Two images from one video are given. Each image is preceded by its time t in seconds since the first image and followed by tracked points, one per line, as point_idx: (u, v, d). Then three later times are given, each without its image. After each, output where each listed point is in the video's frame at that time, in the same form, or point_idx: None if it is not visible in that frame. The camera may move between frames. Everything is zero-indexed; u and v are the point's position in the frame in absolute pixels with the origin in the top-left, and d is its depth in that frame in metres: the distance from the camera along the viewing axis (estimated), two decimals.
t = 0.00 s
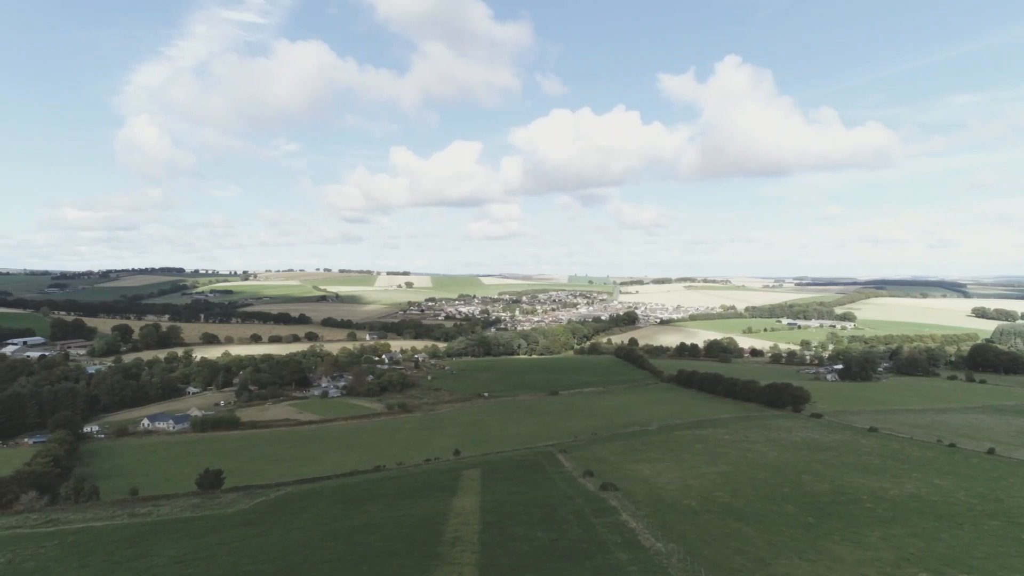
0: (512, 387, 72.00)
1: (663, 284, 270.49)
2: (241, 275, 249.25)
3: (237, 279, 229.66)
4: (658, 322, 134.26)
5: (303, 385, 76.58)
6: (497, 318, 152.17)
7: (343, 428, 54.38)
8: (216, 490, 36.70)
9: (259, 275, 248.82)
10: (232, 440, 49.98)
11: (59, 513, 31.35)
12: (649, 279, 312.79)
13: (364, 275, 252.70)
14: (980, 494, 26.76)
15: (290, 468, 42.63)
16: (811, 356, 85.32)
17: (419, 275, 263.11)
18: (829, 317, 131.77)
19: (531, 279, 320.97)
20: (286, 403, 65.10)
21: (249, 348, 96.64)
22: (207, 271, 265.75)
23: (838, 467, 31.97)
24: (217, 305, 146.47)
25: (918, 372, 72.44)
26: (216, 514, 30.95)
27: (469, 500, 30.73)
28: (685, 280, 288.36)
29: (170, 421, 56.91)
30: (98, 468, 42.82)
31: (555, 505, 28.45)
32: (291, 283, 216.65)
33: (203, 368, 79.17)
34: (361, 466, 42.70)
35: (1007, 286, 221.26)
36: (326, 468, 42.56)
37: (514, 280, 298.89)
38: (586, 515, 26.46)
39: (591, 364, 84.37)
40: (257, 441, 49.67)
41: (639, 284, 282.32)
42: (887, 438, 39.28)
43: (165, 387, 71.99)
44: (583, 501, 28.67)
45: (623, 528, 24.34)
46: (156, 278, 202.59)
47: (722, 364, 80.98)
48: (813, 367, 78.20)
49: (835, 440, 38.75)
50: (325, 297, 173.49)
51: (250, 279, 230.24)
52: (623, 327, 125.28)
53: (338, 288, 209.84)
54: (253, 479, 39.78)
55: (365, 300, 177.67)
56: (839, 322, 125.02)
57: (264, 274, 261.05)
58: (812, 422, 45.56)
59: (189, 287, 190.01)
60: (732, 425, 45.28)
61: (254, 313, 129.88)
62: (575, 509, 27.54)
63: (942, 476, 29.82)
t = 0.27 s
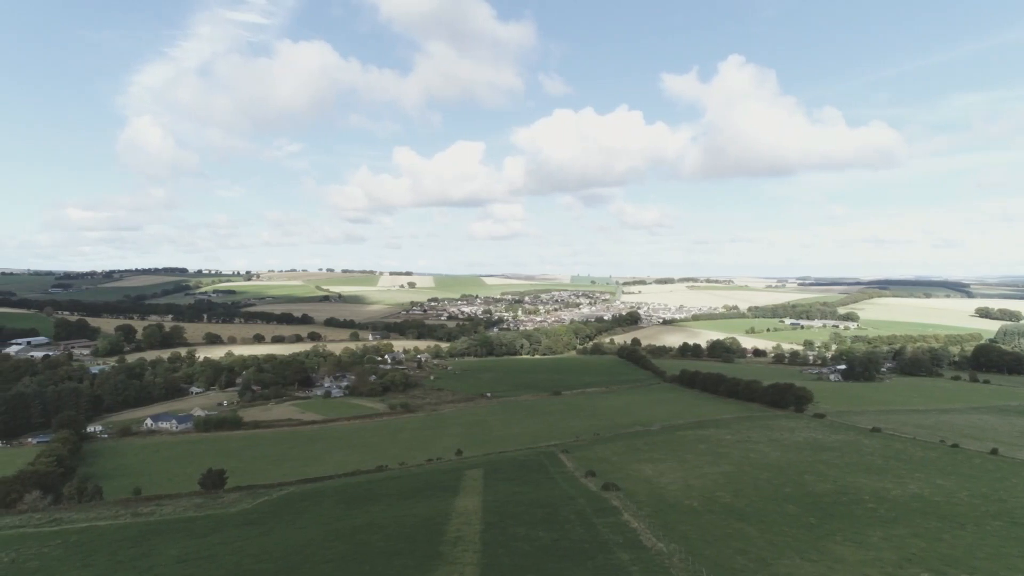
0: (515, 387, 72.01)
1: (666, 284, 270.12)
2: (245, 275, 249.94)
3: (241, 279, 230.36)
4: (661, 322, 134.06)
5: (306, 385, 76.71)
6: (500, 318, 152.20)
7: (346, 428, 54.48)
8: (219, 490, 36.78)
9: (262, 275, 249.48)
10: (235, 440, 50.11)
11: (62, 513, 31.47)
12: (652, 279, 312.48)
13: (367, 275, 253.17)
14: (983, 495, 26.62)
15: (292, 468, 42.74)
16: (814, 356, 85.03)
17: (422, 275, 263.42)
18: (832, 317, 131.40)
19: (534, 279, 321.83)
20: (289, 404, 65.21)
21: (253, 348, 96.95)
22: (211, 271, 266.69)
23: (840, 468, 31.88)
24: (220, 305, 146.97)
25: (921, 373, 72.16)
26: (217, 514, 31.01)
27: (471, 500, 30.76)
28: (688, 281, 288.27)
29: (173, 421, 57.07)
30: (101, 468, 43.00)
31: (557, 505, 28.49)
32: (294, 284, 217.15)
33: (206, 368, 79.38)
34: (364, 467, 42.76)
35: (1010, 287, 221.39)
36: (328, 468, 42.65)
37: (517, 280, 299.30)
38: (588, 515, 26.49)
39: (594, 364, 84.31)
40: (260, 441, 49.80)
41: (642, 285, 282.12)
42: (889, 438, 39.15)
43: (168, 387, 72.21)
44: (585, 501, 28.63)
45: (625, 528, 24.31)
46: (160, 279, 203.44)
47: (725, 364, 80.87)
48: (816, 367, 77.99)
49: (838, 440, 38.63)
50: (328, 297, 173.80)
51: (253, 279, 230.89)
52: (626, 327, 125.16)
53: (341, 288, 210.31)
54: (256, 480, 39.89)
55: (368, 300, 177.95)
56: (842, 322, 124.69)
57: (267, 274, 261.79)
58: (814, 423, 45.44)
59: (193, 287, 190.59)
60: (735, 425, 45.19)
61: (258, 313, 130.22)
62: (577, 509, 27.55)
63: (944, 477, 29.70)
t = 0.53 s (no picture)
0: (522, 387, 71.96)
1: (673, 284, 269.20)
2: (252, 275, 251.42)
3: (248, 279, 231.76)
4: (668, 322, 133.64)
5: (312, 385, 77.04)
6: (506, 318, 152.20)
7: (351, 428, 54.63)
8: (226, 490, 37.00)
9: (269, 275, 250.87)
10: (241, 440, 50.42)
11: (70, 512, 31.75)
12: (659, 279, 311.57)
13: (374, 275, 254.02)
14: (991, 496, 26.33)
15: (299, 468, 42.94)
16: (822, 356, 84.40)
17: (429, 275, 264.01)
18: (839, 317, 130.45)
19: (540, 280, 321.70)
20: (295, 403, 65.50)
21: (259, 348, 97.49)
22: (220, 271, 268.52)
23: (847, 469, 31.61)
24: (227, 305, 147.87)
25: (928, 373, 71.48)
26: (224, 513, 31.20)
27: (476, 500, 30.79)
28: (695, 281, 287.28)
29: (180, 421, 57.47)
30: (110, 467, 43.38)
31: (563, 505, 28.51)
32: (301, 284, 218.16)
33: (213, 368, 79.86)
34: (370, 466, 42.87)
35: (1020, 287, 219.51)
36: (334, 468, 42.82)
37: (523, 280, 299.22)
38: (594, 515, 26.46)
39: (601, 364, 84.14)
40: (266, 441, 50.07)
41: (649, 285, 281.31)
42: (897, 439, 38.80)
43: (175, 386, 72.74)
44: (591, 501, 28.60)
45: (631, 528, 24.26)
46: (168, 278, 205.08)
47: (732, 364, 80.52)
48: (823, 367, 77.45)
49: (844, 441, 38.33)
50: (334, 297, 174.41)
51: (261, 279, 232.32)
52: (633, 327, 124.81)
53: (348, 288, 211.12)
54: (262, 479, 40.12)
55: (375, 300, 178.49)
56: (849, 322, 123.68)
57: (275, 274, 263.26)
58: (821, 423, 45.14)
59: (201, 287, 191.98)
60: (741, 426, 44.97)
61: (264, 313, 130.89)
62: (583, 509, 27.52)
63: (952, 478, 29.41)
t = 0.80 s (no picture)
0: (555, 388, 71.86)
1: (709, 284, 263.88)
2: (292, 275, 258.78)
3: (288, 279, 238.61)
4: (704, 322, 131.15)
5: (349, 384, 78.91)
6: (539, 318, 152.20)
7: (384, 426, 55.72)
8: (265, 486, 38.32)
9: (308, 276, 257.64)
10: (279, 437, 52.08)
11: (118, 504, 33.46)
12: (694, 279, 306.09)
13: (408, 275, 257.93)
14: None
15: (335, 465, 44.11)
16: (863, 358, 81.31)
17: (462, 275, 266.45)
18: (881, 318, 125.40)
19: (573, 280, 320.45)
20: (332, 402, 67.22)
21: (298, 347, 100.34)
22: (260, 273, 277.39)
23: (888, 473, 30.49)
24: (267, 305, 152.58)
25: (976, 376, 68.09)
26: (263, 509, 32.36)
27: (510, 500, 31.06)
28: (732, 281, 281.08)
29: (222, 418, 59.74)
30: (154, 462, 45.47)
31: (597, 505, 28.50)
32: (337, 284, 223.32)
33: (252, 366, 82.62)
34: (404, 465, 43.69)
35: None
36: (370, 465, 43.81)
37: (556, 280, 298.54)
38: (628, 516, 26.33)
39: (634, 365, 83.26)
40: (303, 438, 51.61)
41: (684, 285, 276.53)
42: (942, 443, 37.16)
43: (216, 384, 75.62)
44: (624, 503, 28.46)
45: (665, 530, 24.03)
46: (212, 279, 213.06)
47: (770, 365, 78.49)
48: (864, 369, 74.67)
49: (886, 445, 36.91)
50: (369, 297, 177.72)
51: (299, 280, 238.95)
52: (668, 328, 122.91)
53: (383, 288, 215.04)
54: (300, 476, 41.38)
55: (409, 300, 181.14)
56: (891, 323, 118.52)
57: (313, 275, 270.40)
58: (862, 426, 43.62)
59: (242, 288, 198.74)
60: (777, 428, 43.85)
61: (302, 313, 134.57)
62: (617, 510, 27.44)
63: (1000, 483, 28.06)
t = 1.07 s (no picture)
0: (594, 389, 71.34)
1: (753, 284, 256.53)
2: (335, 275, 266.25)
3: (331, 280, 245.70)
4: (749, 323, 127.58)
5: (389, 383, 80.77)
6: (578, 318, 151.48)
7: (420, 425, 56.81)
8: (307, 482, 39.70)
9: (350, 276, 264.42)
10: (320, 434, 53.86)
11: (166, 498, 35.30)
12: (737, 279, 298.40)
13: (447, 275, 261.29)
14: None
15: (375, 463, 45.34)
16: (914, 360, 77.26)
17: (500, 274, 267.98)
18: (931, 320, 119.06)
19: (612, 279, 317.50)
20: (372, 400, 68.99)
21: (340, 346, 103.25)
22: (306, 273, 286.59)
23: (940, 478, 29.10)
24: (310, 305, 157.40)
25: None
26: (305, 505, 33.63)
27: (548, 499, 31.26)
28: (777, 281, 272.48)
29: (266, 416, 62.19)
30: (202, 457, 47.81)
31: (636, 506, 28.39)
32: (378, 284, 228.36)
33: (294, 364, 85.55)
34: (443, 463, 44.46)
35: None
36: (409, 463, 44.82)
37: (594, 280, 296.62)
38: (668, 518, 26.12)
39: (673, 366, 81.90)
40: (344, 436, 53.23)
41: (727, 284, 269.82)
42: (1000, 449, 35.17)
43: (261, 382, 78.67)
44: (663, 504, 28.22)
45: (706, 533, 23.71)
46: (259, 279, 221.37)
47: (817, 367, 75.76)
48: (913, 372, 71.16)
49: (937, 450, 35.18)
50: (409, 297, 180.84)
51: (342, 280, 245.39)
52: (710, 329, 120.13)
53: (423, 288, 218.52)
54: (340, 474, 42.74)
55: (447, 300, 183.43)
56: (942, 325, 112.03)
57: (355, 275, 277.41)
58: (912, 430, 41.72)
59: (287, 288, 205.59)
60: (821, 431, 42.42)
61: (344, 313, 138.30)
62: (655, 512, 27.18)
63: None
